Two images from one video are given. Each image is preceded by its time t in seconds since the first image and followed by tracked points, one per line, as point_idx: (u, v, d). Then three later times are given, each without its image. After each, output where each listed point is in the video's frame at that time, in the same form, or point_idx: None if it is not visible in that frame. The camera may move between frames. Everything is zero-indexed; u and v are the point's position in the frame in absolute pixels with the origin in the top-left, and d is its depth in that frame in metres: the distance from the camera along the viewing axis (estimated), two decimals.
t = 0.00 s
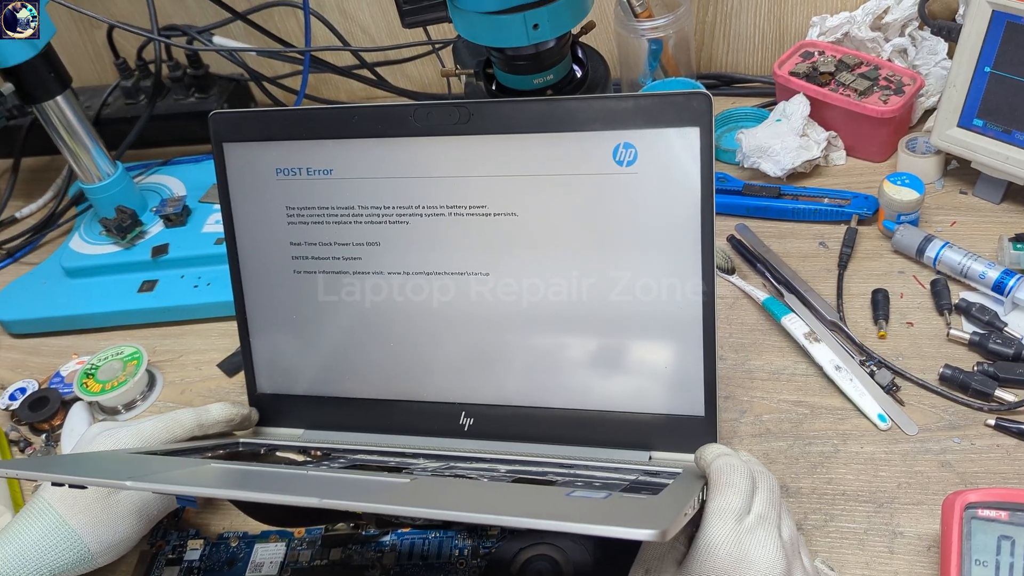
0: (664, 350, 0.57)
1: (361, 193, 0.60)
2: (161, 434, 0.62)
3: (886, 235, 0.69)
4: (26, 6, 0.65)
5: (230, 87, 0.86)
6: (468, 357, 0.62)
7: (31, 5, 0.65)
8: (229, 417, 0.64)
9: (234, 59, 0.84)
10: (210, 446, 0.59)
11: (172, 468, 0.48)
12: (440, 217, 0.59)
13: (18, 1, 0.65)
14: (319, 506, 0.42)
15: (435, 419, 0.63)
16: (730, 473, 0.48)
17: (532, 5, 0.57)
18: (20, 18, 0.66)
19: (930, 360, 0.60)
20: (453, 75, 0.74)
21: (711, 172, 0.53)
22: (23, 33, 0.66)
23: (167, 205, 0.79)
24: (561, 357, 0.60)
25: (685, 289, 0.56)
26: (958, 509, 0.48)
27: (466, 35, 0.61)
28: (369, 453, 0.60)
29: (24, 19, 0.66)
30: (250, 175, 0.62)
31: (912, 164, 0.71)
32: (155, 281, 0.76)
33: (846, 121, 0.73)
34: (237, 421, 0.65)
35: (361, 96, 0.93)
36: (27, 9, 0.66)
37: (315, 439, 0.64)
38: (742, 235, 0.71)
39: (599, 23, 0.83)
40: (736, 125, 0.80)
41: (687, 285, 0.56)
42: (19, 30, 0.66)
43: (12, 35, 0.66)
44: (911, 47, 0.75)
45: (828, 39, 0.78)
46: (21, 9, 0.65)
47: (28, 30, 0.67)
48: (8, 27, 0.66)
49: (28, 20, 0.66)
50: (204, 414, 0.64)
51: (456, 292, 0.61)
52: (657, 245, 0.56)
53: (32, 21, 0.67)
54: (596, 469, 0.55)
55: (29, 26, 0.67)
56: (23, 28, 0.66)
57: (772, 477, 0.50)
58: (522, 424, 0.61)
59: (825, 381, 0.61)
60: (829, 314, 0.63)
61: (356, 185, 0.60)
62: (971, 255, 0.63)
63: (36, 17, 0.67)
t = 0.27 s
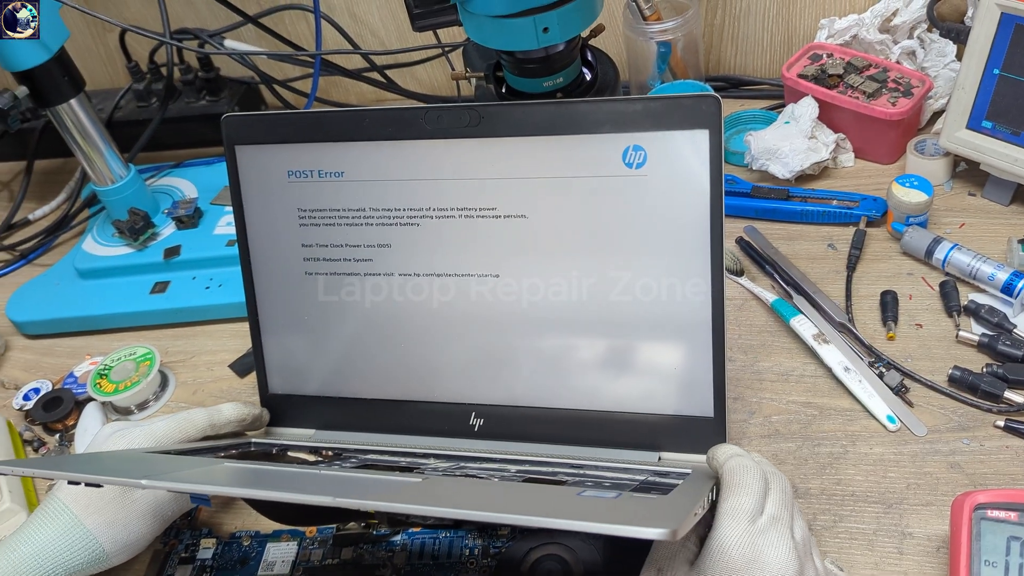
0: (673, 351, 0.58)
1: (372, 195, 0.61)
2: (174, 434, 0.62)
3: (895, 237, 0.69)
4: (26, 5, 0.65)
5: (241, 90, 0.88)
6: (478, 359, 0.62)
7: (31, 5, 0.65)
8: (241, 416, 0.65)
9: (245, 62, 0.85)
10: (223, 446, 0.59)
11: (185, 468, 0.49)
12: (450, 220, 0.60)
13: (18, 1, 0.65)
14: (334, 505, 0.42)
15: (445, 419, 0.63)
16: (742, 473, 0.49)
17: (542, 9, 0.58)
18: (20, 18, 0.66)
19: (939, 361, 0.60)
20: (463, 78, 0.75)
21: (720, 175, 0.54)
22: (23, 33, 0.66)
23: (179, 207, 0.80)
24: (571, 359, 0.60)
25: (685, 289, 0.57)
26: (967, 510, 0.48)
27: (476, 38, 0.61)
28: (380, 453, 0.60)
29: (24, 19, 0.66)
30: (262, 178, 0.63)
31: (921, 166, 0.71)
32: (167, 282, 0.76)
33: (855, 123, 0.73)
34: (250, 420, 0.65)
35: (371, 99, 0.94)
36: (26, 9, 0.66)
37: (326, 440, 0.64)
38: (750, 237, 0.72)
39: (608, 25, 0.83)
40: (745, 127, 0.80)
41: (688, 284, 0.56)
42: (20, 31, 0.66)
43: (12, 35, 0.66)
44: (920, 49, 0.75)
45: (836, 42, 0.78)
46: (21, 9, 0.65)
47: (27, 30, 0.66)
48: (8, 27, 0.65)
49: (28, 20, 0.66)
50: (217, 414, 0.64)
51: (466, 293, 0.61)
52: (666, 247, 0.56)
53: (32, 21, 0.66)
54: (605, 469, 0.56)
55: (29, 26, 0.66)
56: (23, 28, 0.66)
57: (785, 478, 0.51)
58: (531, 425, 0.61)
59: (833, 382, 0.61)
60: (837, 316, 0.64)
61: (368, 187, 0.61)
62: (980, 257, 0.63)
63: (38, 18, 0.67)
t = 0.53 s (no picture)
0: (687, 336, 0.58)
1: (389, 182, 0.62)
2: (195, 416, 0.63)
3: (904, 226, 0.70)
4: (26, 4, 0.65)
5: (255, 82, 0.89)
6: (493, 343, 0.63)
7: (31, 4, 0.65)
8: (261, 399, 0.66)
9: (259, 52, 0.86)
10: (243, 427, 0.60)
11: (207, 445, 0.49)
12: (466, 205, 0.61)
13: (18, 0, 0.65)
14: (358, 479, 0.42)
15: (460, 403, 0.64)
16: (755, 454, 0.50)
17: None
18: (20, 18, 0.65)
19: (949, 347, 0.61)
20: (477, 67, 0.76)
21: (733, 160, 0.54)
22: (23, 34, 0.66)
23: (196, 196, 0.81)
24: (584, 343, 0.61)
25: (699, 274, 0.57)
26: (978, 489, 0.49)
27: (492, 26, 0.62)
28: (397, 435, 0.61)
29: (25, 19, 0.66)
30: (281, 164, 0.64)
31: (930, 156, 0.72)
32: (184, 270, 0.77)
33: (865, 113, 0.74)
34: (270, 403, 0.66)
35: (383, 90, 0.95)
36: (26, 9, 0.66)
37: (343, 423, 0.65)
38: (761, 226, 0.73)
39: (621, 16, 0.84)
40: (755, 118, 0.81)
41: (687, 285, 0.58)
42: (20, 31, 0.66)
43: (12, 35, 0.66)
44: (930, 40, 0.76)
45: (846, 33, 0.79)
46: (21, 9, 0.65)
47: (27, 30, 0.66)
48: (8, 27, 0.65)
49: (28, 20, 0.66)
50: (237, 396, 0.65)
51: (481, 279, 0.62)
52: (679, 232, 0.57)
53: (32, 20, 0.66)
54: (618, 451, 0.56)
55: (29, 26, 0.66)
56: (23, 28, 0.66)
57: (798, 458, 0.52)
58: (545, 409, 0.62)
59: (844, 367, 0.62)
60: (848, 302, 0.65)
61: (385, 174, 0.62)
62: (989, 244, 0.64)
63: (38, 18, 0.67)
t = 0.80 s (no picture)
0: (692, 323, 0.58)
1: (394, 169, 0.61)
2: (199, 402, 0.64)
3: (911, 214, 0.70)
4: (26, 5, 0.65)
5: (259, 71, 0.89)
6: (498, 331, 0.63)
7: (31, 4, 0.66)
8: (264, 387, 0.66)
9: (264, 41, 0.86)
10: (247, 414, 0.60)
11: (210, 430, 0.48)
12: (471, 192, 0.60)
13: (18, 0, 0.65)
14: (361, 463, 0.40)
15: (465, 391, 0.64)
16: (761, 440, 0.49)
17: None
18: (20, 18, 0.65)
19: (956, 335, 0.61)
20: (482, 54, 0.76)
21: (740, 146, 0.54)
22: (23, 33, 0.66)
23: (200, 184, 0.81)
24: (589, 331, 0.61)
25: (704, 261, 0.57)
26: (985, 477, 0.49)
27: (498, 11, 0.62)
28: (401, 422, 0.61)
29: (25, 19, 0.66)
30: (285, 151, 0.63)
31: (937, 144, 0.71)
32: (188, 258, 0.77)
33: (872, 102, 0.73)
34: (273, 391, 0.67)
35: (387, 78, 0.95)
36: (27, 8, 0.66)
37: (347, 410, 0.65)
38: (766, 214, 0.72)
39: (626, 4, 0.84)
40: (761, 107, 0.81)
41: (688, 291, 0.58)
42: (20, 31, 0.66)
43: (12, 34, 0.66)
44: (937, 28, 0.76)
45: (853, 21, 0.78)
46: (21, 9, 0.65)
47: (27, 30, 0.67)
48: (8, 27, 0.65)
49: (28, 20, 0.66)
50: (240, 384, 0.66)
51: (486, 266, 0.62)
52: (684, 220, 0.57)
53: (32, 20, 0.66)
54: (623, 438, 0.56)
55: (29, 26, 0.66)
56: (23, 27, 0.66)
57: (804, 446, 0.52)
58: (550, 396, 0.62)
59: (850, 356, 0.62)
60: (854, 290, 0.64)
61: (389, 161, 0.61)
62: (997, 232, 0.64)
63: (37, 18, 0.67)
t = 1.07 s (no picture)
0: (692, 322, 0.58)
1: (393, 166, 0.61)
2: (199, 401, 0.64)
3: (912, 212, 0.70)
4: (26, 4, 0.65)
5: (259, 67, 0.89)
6: (497, 329, 0.63)
7: (31, 4, 0.66)
8: (263, 387, 0.66)
9: (263, 38, 0.86)
10: (247, 412, 0.60)
11: (209, 429, 0.48)
12: (471, 190, 0.60)
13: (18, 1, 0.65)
14: (359, 462, 0.40)
15: (464, 389, 0.64)
16: (758, 438, 0.49)
17: None
18: (20, 18, 0.66)
19: (956, 334, 0.61)
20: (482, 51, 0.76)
21: (739, 144, 0.54)
22: (23, 33, 0.66)
23: (200, 181, 0.81)
24: (589, 330, 0.61)
25: (703, 260, 0.57)
26: (984, 477, 0.49)
27: (497, 9, 0.61)
28: (400, 420, 0.61)
29: (25, 19, 0.66)
30: (284, 149, 0.63)
31: (939, 142, 0.71)
32: (188, 256, 0.77)
33: (873, 99, 0.73)
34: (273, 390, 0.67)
35: (387, 75, 0.94)
36: (27, 9, 0.66)
37: (347, 408, 0.65)
38: (767, 212, 0.72)
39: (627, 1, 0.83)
40: (762, 104, 0.80)
41: (688, 294, 0.58)
42: (20, 31, 0.66)
43: (12, 34, 0.66)
44: (939, 25, 0.75)
45: (854, 17, 0.78)
46: (21, 9, 0.66)
47: (28, 30, 0.67)
48: (8, 27, 0.66)
49: (28, 20, 0.66)
50: (240, 382, 0.66)
51: (485, 264, 0.62)
52: (684, 218, 0.57)
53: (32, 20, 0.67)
54: (622, 437, 0.56)
55: (29, 26, 0.67)
56: (24, 27, 0.66)
57: (802, 444, 0.51)
58: (549, 395, 0.62)
59: (850, 354, 0.62)
60: (854, 289, 0.64)
61: (388, 158, 0.61)
62: (998, 231, 0.64)
63: (37, 18, 0.67)
